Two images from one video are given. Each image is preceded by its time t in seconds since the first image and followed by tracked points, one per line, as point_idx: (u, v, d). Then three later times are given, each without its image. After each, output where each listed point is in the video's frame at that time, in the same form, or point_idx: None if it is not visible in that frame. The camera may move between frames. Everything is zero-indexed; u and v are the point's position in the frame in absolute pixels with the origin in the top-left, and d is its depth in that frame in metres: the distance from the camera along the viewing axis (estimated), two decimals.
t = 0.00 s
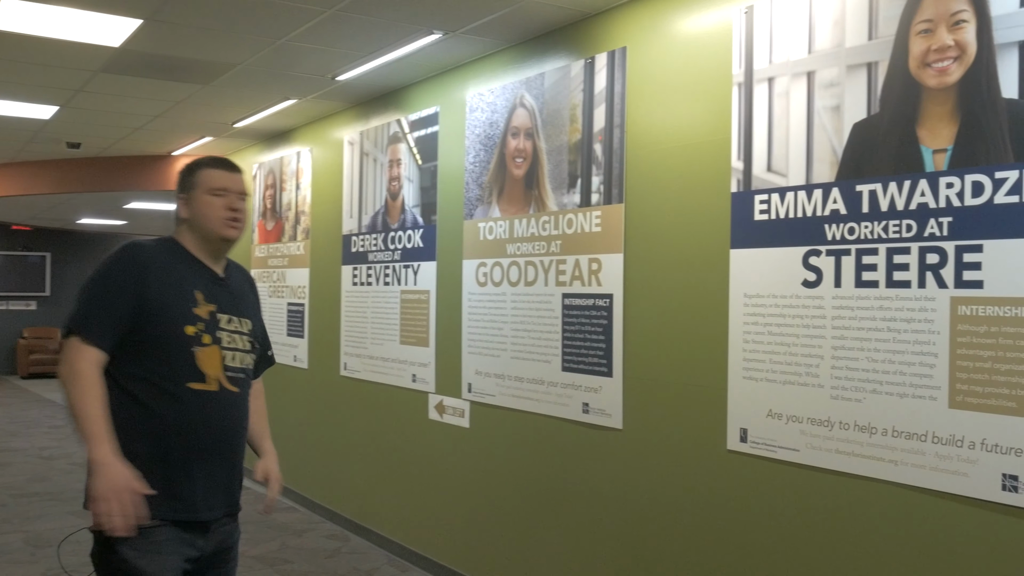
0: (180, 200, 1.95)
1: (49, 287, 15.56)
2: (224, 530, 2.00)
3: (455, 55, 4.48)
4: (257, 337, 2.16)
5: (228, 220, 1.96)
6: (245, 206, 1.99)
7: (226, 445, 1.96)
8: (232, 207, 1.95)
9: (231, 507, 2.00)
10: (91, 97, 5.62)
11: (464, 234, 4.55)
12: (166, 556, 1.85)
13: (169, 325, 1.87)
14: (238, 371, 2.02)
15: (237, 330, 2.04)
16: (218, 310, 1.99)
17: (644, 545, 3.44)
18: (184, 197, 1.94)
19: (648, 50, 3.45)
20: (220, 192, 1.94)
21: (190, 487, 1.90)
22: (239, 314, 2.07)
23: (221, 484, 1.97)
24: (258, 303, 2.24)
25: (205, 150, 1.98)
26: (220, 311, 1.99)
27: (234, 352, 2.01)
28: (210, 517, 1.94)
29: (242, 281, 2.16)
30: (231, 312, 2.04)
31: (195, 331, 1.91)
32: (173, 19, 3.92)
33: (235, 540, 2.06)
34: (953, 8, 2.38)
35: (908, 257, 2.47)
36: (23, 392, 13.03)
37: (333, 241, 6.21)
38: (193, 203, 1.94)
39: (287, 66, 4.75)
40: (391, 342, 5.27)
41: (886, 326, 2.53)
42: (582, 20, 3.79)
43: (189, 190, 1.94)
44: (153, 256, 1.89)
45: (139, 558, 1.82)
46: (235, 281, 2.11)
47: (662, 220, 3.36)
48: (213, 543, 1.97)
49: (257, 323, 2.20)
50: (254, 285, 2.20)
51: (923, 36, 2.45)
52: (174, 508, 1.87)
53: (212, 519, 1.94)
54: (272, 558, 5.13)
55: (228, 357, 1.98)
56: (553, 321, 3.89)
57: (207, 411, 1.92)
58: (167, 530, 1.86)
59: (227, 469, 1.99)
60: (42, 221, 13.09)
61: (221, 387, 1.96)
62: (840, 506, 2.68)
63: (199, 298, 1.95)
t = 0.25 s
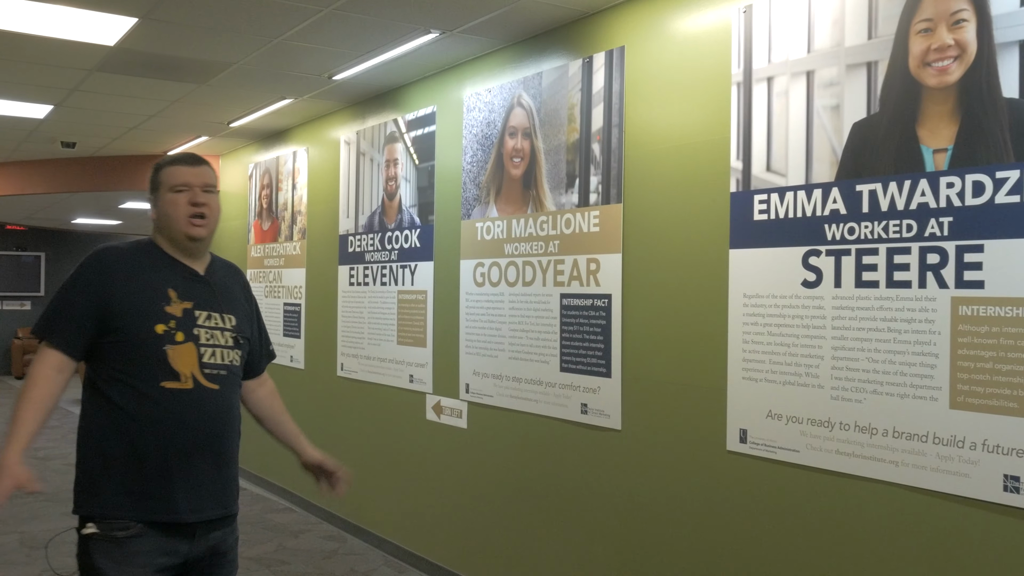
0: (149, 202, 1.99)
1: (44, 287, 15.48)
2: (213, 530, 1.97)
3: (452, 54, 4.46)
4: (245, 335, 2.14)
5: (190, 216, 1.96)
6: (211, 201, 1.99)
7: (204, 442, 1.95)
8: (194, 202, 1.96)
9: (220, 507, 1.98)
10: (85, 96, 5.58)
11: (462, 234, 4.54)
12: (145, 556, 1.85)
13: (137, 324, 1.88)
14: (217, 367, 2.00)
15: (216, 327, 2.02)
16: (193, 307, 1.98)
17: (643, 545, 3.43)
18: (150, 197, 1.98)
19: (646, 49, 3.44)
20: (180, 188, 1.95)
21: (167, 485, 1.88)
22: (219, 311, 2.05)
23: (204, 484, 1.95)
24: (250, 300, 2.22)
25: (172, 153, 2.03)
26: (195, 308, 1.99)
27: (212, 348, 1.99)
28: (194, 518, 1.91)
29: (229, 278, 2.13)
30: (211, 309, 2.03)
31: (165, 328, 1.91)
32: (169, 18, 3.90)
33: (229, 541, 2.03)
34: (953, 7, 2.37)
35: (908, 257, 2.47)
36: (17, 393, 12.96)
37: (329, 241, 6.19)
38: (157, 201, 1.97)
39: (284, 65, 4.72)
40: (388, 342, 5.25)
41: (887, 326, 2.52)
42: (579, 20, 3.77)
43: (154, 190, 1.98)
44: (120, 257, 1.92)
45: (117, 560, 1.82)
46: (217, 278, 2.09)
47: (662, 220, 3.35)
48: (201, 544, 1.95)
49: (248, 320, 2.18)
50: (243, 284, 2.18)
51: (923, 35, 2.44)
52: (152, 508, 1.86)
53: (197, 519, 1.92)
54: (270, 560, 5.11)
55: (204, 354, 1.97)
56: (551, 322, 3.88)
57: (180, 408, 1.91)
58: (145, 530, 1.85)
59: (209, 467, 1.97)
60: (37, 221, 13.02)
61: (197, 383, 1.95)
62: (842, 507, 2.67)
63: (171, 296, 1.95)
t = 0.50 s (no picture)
0: (134, 212, 2.00)
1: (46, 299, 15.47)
2: (205, 541, 1.97)
3: (455, 66, 4.47)
4: (239, 341, 2.11)
5: (173, 221, 1.95)
6: (194, 206, 1.98)
7: (194, 453, 1.93)
8: (175, 207, 1.95)
9: (212, 518, 1.97)
10: (89, 107, 5.59)
11: (464, 246, 4.53)
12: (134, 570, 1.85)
13: (123, 335, 1.87)
14: (208, 377, 1.98)
15: (207, 336, 2.00)
16: (182, 316, 1.96)
17: (647, 560, 3.40)
18: (135, 207, 1.98)
19: (649, 61, 3.44)
20: (161, 194, 1.95)
21: (156, 498, 1.88)
22: (211, 319, 2.03)
23: (196, 495, 1.94)
24: (246, 305, 2.19)
25: (155, 163, 2.03)
26: (184, 317, 1.96)
27: (202, 358, 1.97)
28: (186, 529, 1.91)
29: (221, 284, 2.11)
30: (201, 316, 2.00)
31: (152, 339, 1.89)
32: (173, 29, 3.91)
33: (224, 552, 2.03)
34: (958, 18, 2.37)
35: (912, 269, 2.45)
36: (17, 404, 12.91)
37: (331, 253, 6.18)
38: (140, 210, 1.97)
39: (287, 76, 4.73)
40: (391, 354, 5.23)
41: (891, 338, 2.50)
42: (583, 32, 3.78)
43: (137, 199, 1.98)
44: (106, 268, 1.91)
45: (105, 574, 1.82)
46: (206, 285, 2.06)
47: (665, 231, 3.34)
48: (192, 556, 1.95)
49: (243, 327, 2.15)
50: (237, 290, 2.15)
51: (927, 46, 2.44)
52: (139, 522, 1.85)
53: (188, 531, 1.91)
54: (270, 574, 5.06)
55: (193, 363, 1.94)
56: (555, 334, 3.86)
57: (168, 419, 1.89)
58: (133, 543, 1.85)
59: (200, 478, 1.95)
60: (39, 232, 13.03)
61: (186, 393, 1.93)
62: (847, 522, 2.65)
63: (159, 305, 1.93)
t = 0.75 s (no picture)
0: (127, 244, 1.94)
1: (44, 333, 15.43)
2: None
3: (458, 103, 4.52)
4: (235, 373, 2.05)
5: (167, 254, 1.90)
6: (188, 238, 1.92)
7: (189, 489, 1.88)
8: (170, 240, 1.89)
9: (208, 556, 1.92)
10: (94, 143, 5.64)
11: (467, 280, 4.53)
12: None
13: (116, 368, 1.82)
14: (203, 410, 1.93)
15: (202, 368, 1.95)
16: (177, 348, 1.91)
17: None
18: (128, 239, 1.93)
19: (651, 98, 3.48)
20: (155, 227, 1.89)
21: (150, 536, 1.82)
22: (205, 350, 1.97)
23: (191, 532, 1.89)
24: (241, 336, 2.13)
25: (149, 193, 1.97)
26: (179, 349, 1.92)
27: (197, 391, 1.92)
28: (181, 567, 1.86)
29: (217, 315, 2.05)
30: (196, 348, 1.95)
31: (146, 372, 1.85)
32: (180, 65, 3.96)
33: None
34: (957, 56, 2.41)
35: (916, 303, 2.45)
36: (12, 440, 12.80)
37: (332, 287, 6.19)
38: (134, 243, 1.91)
39: (292, 113, 4.79)
40: (392, 390, 5.20)
41: (897, 373, 2.49)
42: (586, 69, 3.83)
43: (130, 231, 1.92)
44: (99, 300, 1.86)
45: None
46: (200, 316, 2.00)
47: (668, 266, 3.35)
48: None
49: (239, 358, 2.10)
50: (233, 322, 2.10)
51: (927, 83, 2.48)
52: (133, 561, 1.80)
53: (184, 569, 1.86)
54: None
55: (188, 397, 1.90)
56: (557, 369, 3.85)
57: (162, 454, 1.85)
58: None
59: (196, 514, 1.90)
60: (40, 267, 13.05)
61: (181, 427, 1.88)
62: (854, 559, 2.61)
63: (153, 337, 1.88)
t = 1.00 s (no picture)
0: (127, 251, 1.90)
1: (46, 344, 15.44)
2: None
3: (462, 113, 4.53)
4: (236, 380, 2.01)
5: (168, 259, 1.86)
6: (189, 244, 1.88)
7: (193, 499, 1.83)
8: (170, 245, 1.85)
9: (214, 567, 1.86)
10: (99, 154, 5.67)
11: (472, 290, 4.54)
12: None
13: (117, 376, 1.77)
14: (206, 419, 1.88)
15: (203, 375, 1.90)
16: (178, 356, 1.87)
17: None
18: (128, 245, 1.89)
19: (656, 108, 3.50)
20: (156, 232, 1.86)
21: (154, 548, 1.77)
22: (207, 358, 1.93)
23: (197, 543, 1.83)
24: (240, 344, 2.09)
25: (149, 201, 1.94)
26: (180, 357, 1.87)
27: (199, 399, 1.87)
28: None
29: (218, 321, 2.01)
30: (198, 356, 1.91)
31: (148, 380, 1.80)
32: (186, 77, 3.99)
33: None
34: (963, 66, 2.43)
35: (923, 312, 2.46)
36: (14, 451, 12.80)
37: (337, 298, 6.20)
38: (134, 249, 1.87)
39: (297, 124, 4.81)
40: (397, 400, 5.20)
41: (905, 382, 2.50)
42: (591, 80, 3.85)
43: (130, 238, 1.89)
44: (99, 307, 1.81)
45: None
46: (200, 322, 1.95)
47: (673, 276, 3.36)
48: None
49: (238, 366, 2.05)
50: (231, 330, 2.05)
51: (934, 93, 2.49)
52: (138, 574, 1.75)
53: None
54: None
55: (191, 405, 1.85)
56: (563, 379, 3.85)
57: (165, 464, 1.79)
58: None
59: (201, 525, 1.85)
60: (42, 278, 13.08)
61: (184, 436, 1.83)
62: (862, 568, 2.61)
63: (153, 345, 1.84)
